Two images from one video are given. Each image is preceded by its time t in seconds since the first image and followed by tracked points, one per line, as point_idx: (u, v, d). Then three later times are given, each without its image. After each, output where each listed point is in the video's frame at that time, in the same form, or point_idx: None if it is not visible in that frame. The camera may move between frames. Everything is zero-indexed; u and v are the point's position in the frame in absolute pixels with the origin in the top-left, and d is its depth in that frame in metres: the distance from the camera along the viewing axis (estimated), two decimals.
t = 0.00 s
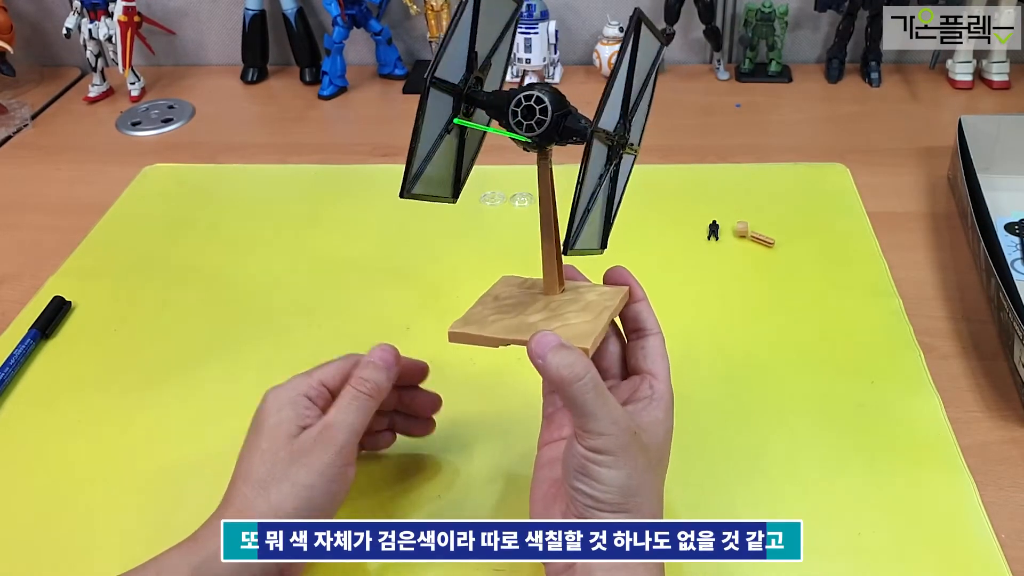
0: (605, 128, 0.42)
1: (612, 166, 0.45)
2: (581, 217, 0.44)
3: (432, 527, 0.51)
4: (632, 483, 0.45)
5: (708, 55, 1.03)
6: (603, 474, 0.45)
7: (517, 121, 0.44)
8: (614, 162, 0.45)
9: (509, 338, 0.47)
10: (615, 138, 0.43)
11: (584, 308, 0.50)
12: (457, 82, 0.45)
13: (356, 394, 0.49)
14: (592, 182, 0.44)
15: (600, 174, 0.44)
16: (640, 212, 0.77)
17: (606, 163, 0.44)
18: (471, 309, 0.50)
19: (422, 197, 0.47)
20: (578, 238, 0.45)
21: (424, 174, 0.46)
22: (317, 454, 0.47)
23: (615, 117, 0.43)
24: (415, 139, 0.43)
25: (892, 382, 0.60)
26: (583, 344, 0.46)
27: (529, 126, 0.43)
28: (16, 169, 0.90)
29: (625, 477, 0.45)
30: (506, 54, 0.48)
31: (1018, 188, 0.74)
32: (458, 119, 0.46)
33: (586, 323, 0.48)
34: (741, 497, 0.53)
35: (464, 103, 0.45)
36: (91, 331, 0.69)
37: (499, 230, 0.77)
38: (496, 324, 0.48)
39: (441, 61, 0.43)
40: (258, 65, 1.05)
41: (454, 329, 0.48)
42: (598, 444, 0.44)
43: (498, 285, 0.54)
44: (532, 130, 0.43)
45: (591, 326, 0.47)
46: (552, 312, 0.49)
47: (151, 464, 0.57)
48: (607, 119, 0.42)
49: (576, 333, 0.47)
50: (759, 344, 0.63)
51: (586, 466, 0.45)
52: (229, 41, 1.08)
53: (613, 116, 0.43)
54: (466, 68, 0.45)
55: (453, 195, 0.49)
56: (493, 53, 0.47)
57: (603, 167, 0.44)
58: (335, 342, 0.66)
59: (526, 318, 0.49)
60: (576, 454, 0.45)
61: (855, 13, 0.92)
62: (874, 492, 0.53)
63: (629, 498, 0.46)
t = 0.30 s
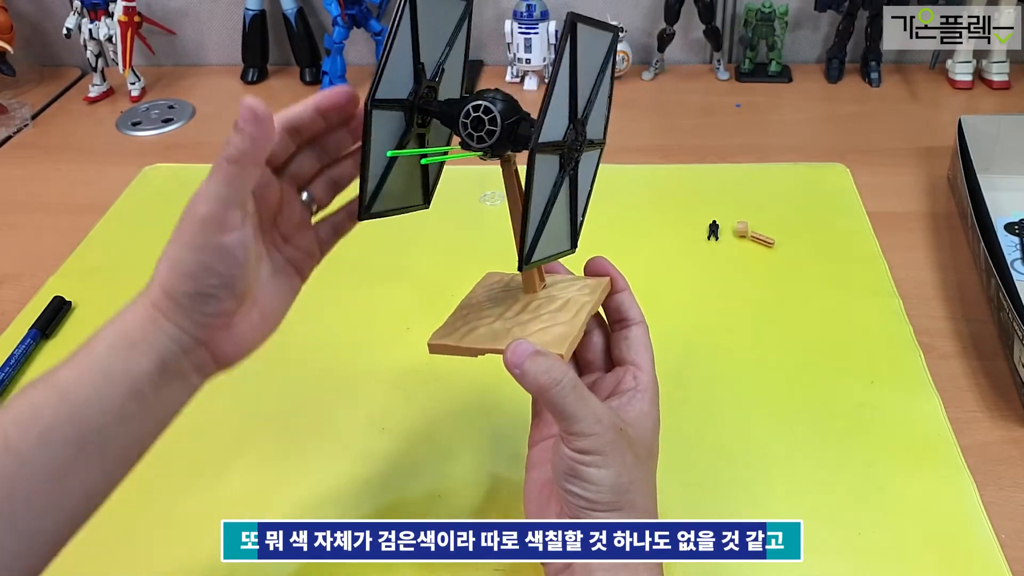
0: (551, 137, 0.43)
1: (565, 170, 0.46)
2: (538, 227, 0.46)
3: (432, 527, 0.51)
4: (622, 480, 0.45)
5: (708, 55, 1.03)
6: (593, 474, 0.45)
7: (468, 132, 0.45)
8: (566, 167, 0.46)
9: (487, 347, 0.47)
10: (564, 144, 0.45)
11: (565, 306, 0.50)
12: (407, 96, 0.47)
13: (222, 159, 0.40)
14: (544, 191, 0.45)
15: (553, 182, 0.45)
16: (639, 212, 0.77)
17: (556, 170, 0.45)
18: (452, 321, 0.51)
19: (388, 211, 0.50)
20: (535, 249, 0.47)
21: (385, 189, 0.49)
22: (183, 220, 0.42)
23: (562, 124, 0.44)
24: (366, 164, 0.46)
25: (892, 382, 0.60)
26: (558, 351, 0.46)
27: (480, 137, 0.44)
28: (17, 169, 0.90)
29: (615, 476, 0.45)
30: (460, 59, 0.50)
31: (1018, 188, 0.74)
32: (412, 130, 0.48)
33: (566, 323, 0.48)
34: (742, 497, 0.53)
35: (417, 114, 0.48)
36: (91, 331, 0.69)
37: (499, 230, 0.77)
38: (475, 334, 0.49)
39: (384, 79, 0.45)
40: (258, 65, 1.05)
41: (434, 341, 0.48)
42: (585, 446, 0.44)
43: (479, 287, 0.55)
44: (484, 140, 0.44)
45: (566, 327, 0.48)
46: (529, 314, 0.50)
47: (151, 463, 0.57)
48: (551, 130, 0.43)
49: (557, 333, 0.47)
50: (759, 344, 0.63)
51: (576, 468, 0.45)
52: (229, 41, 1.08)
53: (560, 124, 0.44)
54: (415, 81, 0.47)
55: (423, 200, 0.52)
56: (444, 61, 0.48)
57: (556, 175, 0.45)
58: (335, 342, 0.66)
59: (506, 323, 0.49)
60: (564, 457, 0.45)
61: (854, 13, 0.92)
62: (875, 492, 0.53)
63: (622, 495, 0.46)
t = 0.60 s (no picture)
0: (523, 145, 0.43)
1: (540, 177, 0.46)
2: (516, 235, 0.46)
3: (432, 527, 0.51)
4: (618, 480, 0.45)
5: (708, 55, 1.03)
6: (588, 476, 0.45)
7: (441, 144, 0.45)
8: (540, 173, 0.46)
9: (476, 355, 0.47)
10: (536, 150, 0.45)
11: (552, 309, 0.50)
12: (377, 111, 0.47)
13: (255, 138, 0.46)
14: (520, 198, 0.45)
15: (528, 189, 0.45)
16: (639, 212, 0.77)
17: (530, 176, 0.45)
18: (440, 331, 0.50)
19: (367, 225, 0.50)
20: (515, 257, 0.47)
21: (362, 204, 0.48)
22: (197, 160, 0.51)
23: (533, 129, 0.44)
24: (341, 182, 0.46)
25: (893, 382, 0.60)
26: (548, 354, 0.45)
27: (452, 147, 0.44)
28: (16, 169, 0.90)
29: (610, 476, 0.45)
30: (432, 70, 0.50)
31: (1018, 188, 0.74)
32: (387, 144, 0.48)
33: (553, 326, 0.48)
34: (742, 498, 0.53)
35: (389, 128, 0.48)
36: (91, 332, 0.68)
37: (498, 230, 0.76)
38: (463, 343, 0.48)
39: (353, 96, 0.44)
40: (258, 65, 1.05)
41: (423, 354, 0.47)
42: (579, 448, 0.43)
43: (466, 295, 0.55)
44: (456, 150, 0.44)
45: (555, 331, 0.48)
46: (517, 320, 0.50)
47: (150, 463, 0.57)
48: (522, 137, 0.43)
49: (545, 337, 0.47)
50: (759, 344, 0.63)
51: (571, 471, 0.45)
52: (229, 41, 1.07)
53: (530, 130, 0.44)
54: (386, 95, 0.47)
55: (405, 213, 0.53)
56: (414, 72, 0.48)
57: (530, 180, 0.46)
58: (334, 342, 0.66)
59: (495, 330, 0.49)
60: (558, 460, 0.45)
61: (855, 13, 0.92)
62: (875, 492, 0.53)
63: (618, 495, 0.46)
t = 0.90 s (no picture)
0: (516, 150, 0.43)
1: (534, 179, 0.46)
2: (513, 240, 0.46)
3: (432, 527, 0.51)
4: (616, 482, 0.45)
5: (708, 55, 1.03)
6: (586, 478, 0.45)
7: (431, 149, 0.45)
8: (534, 176, 0.46)
9: (469, 360, 0.47)
10: (530, 153, 0.45)
11: (545, 311, 0.50)
12: (363, 118, 0.47)
13: (265, 153, 0.45)
14: (516, 202, 0.45)
15: (523, 193, 0.46)
16: (639, 212, 0.77)
17: (525, 179, 0.45)
18: (435, 335, 0.50)
19: (359, 232, 0.50)
20: (513, 263, 0.47)
21: (353, 212, 0.48)
22: (206, 172, 0.50)
23: (526, 133, 0.44)
24: (332, 190, 0.46)
25: (892, 382, 0.59)
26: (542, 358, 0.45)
27: (444, 153, 0.44)
28: (16, 169, 0.90)
29: (608, 478, 0.45)
30: (413, 73, 0.50)
31: (1018, 188, 0.74)
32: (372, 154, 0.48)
33: (546, 329, 0.48)
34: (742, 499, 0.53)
35: (375, 134, 0.48)
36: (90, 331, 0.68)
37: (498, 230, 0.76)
38: (456, 348, 0.48)
39: (339, 106, 0.44)
40: (258, 65, 1.05)
41: (417, 361, 0.48)
42: (576, 451, 0.43)
43: (458, 297, 0.55)
44: (448, 155, 0.44)
45: (548, 334, 0.48)
46: (510, 324, 0.49)
47: (150, 463, 0.57)
48: (516, 143, 0.43)
49: (538, 340, 0.47)
50: (759, 345, 0.63)
51: (570, 474, 0.45)
52: (229, 40, 1.07)
53: (524, 133, 0.44)
54: (370, 102, 0.47)
55: (394, 218, 0.53)
56: (397, 77, 0.48)
57: (525, 184, 0.46)
58: (334, 342, 0.66)
59: (488, 334, 0.49)
60: (557, 464, 0.45)
61: (855, 13, 0.92)
62: (875, 492, 0.53)
63: (617, 497, 0.46)
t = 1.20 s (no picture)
0: (517, 151, 0.43)
1: (535, 180, 0.46)
2: (514, 242, 0.46)
3: (432, 527, 0.51)
4: (615, 482, 0.45)
5: (708, 55, 1.03)
6: (584, 478, 0.45)
7: (431, 151, 0.45)
8: (535, 176, 0.46)
9: (468, 359, 0.47)
10: (530, 154, 0.45)
11: (545, 310, 0.50)
12: (362, 120, 0.47)
13: (264, 156, 0.45)
14: (518, 203, 0.45)
15: (524, 194, 0.46)
16: (639, 212, 0.77)
17: (525, 180, 0.45)
18: (434, 334, 0.50)
19: (360, 233, 0.50)
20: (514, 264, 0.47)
21: (353, 213, 0.48)
22: (206, 173, 0.49)
23: (526, 134, 0.44)
24: (334, 192, 0.46)
25: (892, 382, 0.59)
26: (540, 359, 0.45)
27: (443, 155, 0.44)
28: (16, 170, 0.90)
29: (606, 478, 0.45)
30: (410, 72, 0.50)
31: (1019, 188, 0.74)
32: (372, 155, 0.48)
33: (545, 329, 0.48)
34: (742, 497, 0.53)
35: (375, 135, 0.48)
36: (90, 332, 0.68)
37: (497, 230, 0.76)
38: (455, 347, 0.48)
39: (339, 108, 0.44)
40: (258, 65, 1.05)
41: (416, 359, 0.48)
42: (573, 450, 0.43)
43: (458, 296, 0.55)
44: (449, 157, 0.44)
45: (546, 334, 0.48)
46: (510, 323, 0.49)
47: (150, 463, 0.57)
48: (516, 144, 0.43)
49: (537, 340, 0.47)
50: (759, 345, 0.63)
51: (567, 473, 0.45)
52: (229, 40, 1.07)
53: (525, 134, 0.44)
54: (369, 103, 0.47)
55: (395, 217, 0.53)
56: (395, 77, 0.48)
57: (526, 184, 0.45)
58: (334, 342, 0.66)
59: (487, 333, 0.49)
60: (555, 464, 0.45)
61: (855, 13, 0.92)
62: (875, 492, 0.53)
63: (616, 497, 0.46)
